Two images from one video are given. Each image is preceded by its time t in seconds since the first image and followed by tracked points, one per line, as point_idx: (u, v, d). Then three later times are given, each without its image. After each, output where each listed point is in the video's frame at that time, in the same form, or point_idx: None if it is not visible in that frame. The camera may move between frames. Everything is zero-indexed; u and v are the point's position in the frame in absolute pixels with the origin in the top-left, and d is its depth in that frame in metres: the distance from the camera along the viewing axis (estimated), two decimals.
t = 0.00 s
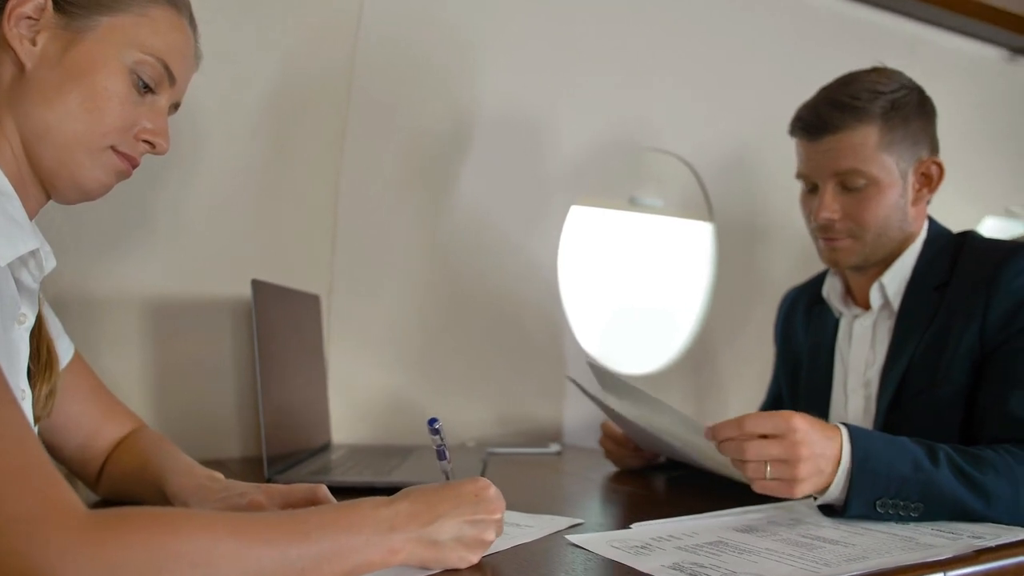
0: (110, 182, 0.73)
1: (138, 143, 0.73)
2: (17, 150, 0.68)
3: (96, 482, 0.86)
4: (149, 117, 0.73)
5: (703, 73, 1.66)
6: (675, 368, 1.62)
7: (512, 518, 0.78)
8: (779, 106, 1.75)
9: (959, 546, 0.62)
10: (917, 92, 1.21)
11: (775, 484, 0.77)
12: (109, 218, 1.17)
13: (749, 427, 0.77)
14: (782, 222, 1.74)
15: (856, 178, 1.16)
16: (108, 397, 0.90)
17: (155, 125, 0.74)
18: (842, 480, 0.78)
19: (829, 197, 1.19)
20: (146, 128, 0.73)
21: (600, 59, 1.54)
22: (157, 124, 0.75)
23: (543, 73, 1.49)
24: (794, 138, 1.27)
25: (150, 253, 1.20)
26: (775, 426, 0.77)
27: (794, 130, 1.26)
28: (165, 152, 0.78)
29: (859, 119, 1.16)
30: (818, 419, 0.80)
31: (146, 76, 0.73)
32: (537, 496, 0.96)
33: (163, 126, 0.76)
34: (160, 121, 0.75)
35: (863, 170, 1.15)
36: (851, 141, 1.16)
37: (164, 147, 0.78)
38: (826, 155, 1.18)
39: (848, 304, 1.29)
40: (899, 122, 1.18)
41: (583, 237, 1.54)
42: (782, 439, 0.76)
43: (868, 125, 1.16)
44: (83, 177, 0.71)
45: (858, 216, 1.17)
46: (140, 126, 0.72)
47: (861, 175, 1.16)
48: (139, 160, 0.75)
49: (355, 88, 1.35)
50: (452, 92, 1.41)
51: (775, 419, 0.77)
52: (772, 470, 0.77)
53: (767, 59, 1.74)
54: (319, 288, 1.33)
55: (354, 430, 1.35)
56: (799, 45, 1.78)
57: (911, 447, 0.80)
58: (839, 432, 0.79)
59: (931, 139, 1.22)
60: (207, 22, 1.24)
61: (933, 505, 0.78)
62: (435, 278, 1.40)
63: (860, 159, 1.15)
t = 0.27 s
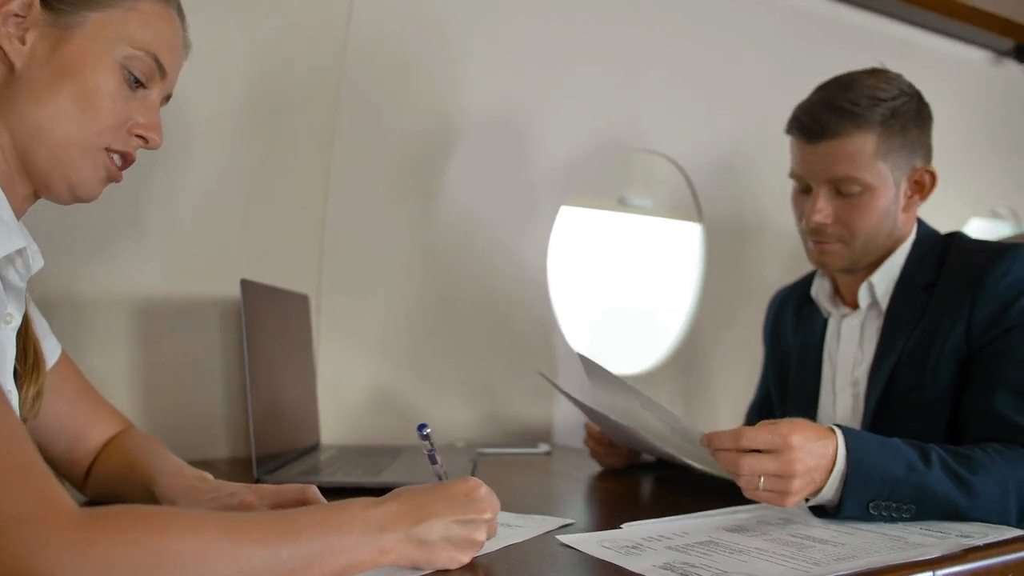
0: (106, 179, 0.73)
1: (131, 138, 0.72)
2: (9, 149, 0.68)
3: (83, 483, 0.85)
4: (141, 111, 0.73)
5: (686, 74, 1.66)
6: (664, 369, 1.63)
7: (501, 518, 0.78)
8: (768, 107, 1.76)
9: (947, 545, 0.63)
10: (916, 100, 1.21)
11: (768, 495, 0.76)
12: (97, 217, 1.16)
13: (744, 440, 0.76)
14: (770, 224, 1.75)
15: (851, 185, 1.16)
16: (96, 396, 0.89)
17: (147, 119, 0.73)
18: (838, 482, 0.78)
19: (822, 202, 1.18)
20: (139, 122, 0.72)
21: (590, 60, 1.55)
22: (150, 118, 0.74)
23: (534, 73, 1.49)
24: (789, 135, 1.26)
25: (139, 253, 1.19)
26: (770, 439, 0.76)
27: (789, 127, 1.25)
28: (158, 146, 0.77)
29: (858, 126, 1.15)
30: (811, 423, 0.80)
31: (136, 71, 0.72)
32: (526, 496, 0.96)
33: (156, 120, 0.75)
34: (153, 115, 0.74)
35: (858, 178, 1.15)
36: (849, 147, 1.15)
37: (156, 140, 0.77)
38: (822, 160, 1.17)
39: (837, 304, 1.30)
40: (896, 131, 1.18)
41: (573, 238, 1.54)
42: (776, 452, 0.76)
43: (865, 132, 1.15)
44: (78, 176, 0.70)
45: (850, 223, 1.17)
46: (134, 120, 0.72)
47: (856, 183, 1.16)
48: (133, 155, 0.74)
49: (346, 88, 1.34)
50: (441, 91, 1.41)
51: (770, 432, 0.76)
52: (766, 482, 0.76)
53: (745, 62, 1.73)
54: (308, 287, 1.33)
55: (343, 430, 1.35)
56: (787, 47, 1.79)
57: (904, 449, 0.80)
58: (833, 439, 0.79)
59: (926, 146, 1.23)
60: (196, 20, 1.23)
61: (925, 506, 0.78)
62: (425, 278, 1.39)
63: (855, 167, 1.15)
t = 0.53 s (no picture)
0: (95, 177, 0.72)
1: (117, 132, 0.72)
2: None
3: (70, 484, 0.84)
4: (126, 105, 0.72)
5: (680, 74, 1.67)
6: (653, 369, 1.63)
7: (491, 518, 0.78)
8: (757, 109, 1.77)
9: (935, 544, 0.63)
10: (913, 103, 1.22)
11: (758, 496, 0.76)
12: (84, 216, 1.16)
13: (736, 443, 0.76)
14: (758, 224, 1.76)
15: (847, 186, 1.17)
16: (83, 396, 0.88)
17: (132, 113, 0.73)
18: (828, 482, 0.78)
19: (817, 202, 1.19)
20: (124, 116, 0.72)
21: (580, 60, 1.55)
22: (135, 111, 0.73)
23: (524, 74, 1.49)
24: (784, 133, 1.25)
25: (126, 252, 1.18)
26: (761, 442, 0.76)
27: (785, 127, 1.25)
28: (144, 139, 0.76)
29: (856, 128, 1.15)
30: (801, 424, 0.80)
31: (118, 66, 0.71)
32: (516, 496, 0.96)
33: (142, 113, 0.75)
34: (138, 108, 0.74)
35: (854, 180, 1.16)
36: (846, 149, 1.15)
37: (142, 134, 0.76)
38: (819, 160, 1.17)
39: (826, 304, 1.30)
40: (893, 135, 1.19)
41: (563, 238, 1.54)
42: (767, 454, 0.76)
43: (863, 134, 1.16)
44: (65, 176, 0.70)
45: (843, 224, 1.18)
46: (119, 115, 0.71)
47: (852, 184, 1.16)
48: (120, 151, 0.74)
49: (336, 87, 1.34)
50: (432, 90, 1.41)
51: (761, 435, 0.76)
52: (757, 484, 0.76)
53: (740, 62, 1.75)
54: (297, 287, 1.32)
55: (332, 431, 1.34)
56: (776, 48, 1.80)
57: (893, 449, 0.81)
58: (822, 440, 0.79)
59: (919, 151, 1.24)
60: (184, 18, 1.22)
61: (914, 505, 0.78)
62: (415, 277, 1.39)
63: (852, 169, 1.16)
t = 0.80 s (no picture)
0: (82, 175, 0.73)
1: (102, 131, 0.72)
2: None
3: (60, 485, 0.84)
4: (110, 103, 0.72)
5: (677, 74, 1.68)
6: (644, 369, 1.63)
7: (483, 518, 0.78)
8: (747, 111, 1.78)
9: (926, 543, 0.63)
10: (905, 104, 1.23)
11: (750, 495, 0.77)
12: (73, 215, 1.15)
13: (729, 442, 0.76)
14: (747, 225, 1.77)
15: (839, 186, 1.17)
16: (71, 396, 0.88)
17: (117, 110, 0.73)
18: (818, 482, 0.78)
19: (809, 201, 1.19)
20: (110, 114, 0.72)
21: (572, 61, 1.55)
22: (120, 108, 0.73)
23: (516, 74, 1.49)
24: (777, 133, 1.26)
25: (115, 251, 1.18)
26: (753, 442, 0.76)
27: (778, 127, 1.25)
28: (130, 136, 0.76)
29: (849, 128, 1.16)
30: (793, 424, 0.80)
31: (102, 63, 0.70)
32: (507, 496, 0.96)
33: (128, 109, 0.74)
34: (123, 104, 0.73)
35: (847, 180, 1.16)
36: (839, 148, 1.16)
37: (129, 130, 0.76)
38: (812, 160, 1.18)
39: (817, 304, 1.31)
40: (886, 135, 1.19)
41: (554, 239, 1.54)
42: (760, 454, 0.76)
43: (856, 134, 1.16)
44: (50, 177, 0.71)
45: (836, 224, 1.19)
46: (103, 112, 0.71)
47: (844, 184, 1.17)
48: (106, 150, 0.74)
49: (326, 86, 1.33)
50: (423, 89, 1.41)
51: (753, 434, 0.76)
52: (749, 483, 0.76)
53: (737, 62, 1.76)
54: (286, 288, 1.31)
55: (322, 431, 1.34)
56: (766, 48, 1.80)
57: (884, 448, 0.81)
58: (815, 439, 0.80)
59: (911, 151, 1.25)
60: (174, 17, 1.21)
61: (905, 505, 0.79)
62: (406, 276, 1.39)
63: (844, 169, 1.16)
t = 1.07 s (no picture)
0: (70, 173, 0.73)
1: (92, 130, 0.72)
2: None
3: (49, 486, 0.83)
4: (100, 101, 0.71)
5: (672, 75, 1.69)
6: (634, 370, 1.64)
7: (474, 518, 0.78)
8: (737, 112, 1.79)
9: (915, 543, 0.64)
10: (894, 105, 1.24)
11: (743, 495, 0.77)
12: (61, 213, 1.14)
13: (722, 443, 0.76)
14: (737, 226, 1.78)
15: (829, 186, 1.18)
16: (60, 397, 0.87)
17: (107, 109, 0.72)
18: (809, 482, 0.79)
19: (799, 201, 1.20)
20: (99, 112, 0.72)
21: (564, 62, 1.55)
22: (110, 106, 0.73)
23: (508, 75, 1.49)
24: (767, 133, 1.26)
25: (104, 250, 1.17)
26: (746, 442, 0.76)
27: (768, 127, 1.26)
28: (120, 134, 0.76)
29: (839, 128, 1.17)
30: (785, 424, 0.81)
31: (91, 61, 0.70)
32: (498, 496, 0.96)
33: (117, 107, 0.74)
34: (112, 101, 0.73)
35: (837, 179, 1.17)
36: (829, 148, 1.17)
37: (118, 128, 0.76)
38: (802, 160, 1.18)
39: (806, 304, 1.32)
40: (875, 135, 1.20)
41: (545, 239, 1.54)
42: (753, 455, 0.76)
43: (846, 133, 1.17)
44: (38, 175, 0.71)
45: (825, 224, 1.19)
46: (93, 111, 0.71)
47: (834, 184, 1.17)
48: (95, 148, 0.74)
49: (317, 85, 1.33)
50: (415, 89, 1.41)
51: (746, 435, 0.77)
52: (741, 483, 0.76)
53: (729, 63, 1.77)
54: (276, 287, 1.31)
55: (312, 431, 1.33)
56: (757, 49, 1.81)
57: (874, 448, 0.82)
58: (807, 440, 0.80)
59: (901, 151, 1.26)
60: (165, 14, 1.20)
61: (895, 504, 0.79)
62: (397, 276, 1.39)
63: (834, 168, 1.17)
